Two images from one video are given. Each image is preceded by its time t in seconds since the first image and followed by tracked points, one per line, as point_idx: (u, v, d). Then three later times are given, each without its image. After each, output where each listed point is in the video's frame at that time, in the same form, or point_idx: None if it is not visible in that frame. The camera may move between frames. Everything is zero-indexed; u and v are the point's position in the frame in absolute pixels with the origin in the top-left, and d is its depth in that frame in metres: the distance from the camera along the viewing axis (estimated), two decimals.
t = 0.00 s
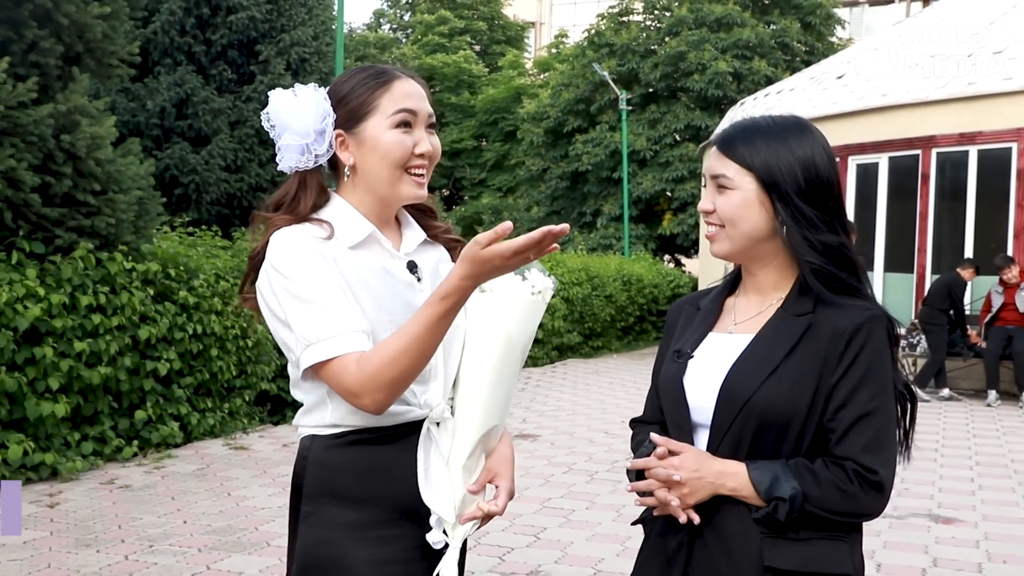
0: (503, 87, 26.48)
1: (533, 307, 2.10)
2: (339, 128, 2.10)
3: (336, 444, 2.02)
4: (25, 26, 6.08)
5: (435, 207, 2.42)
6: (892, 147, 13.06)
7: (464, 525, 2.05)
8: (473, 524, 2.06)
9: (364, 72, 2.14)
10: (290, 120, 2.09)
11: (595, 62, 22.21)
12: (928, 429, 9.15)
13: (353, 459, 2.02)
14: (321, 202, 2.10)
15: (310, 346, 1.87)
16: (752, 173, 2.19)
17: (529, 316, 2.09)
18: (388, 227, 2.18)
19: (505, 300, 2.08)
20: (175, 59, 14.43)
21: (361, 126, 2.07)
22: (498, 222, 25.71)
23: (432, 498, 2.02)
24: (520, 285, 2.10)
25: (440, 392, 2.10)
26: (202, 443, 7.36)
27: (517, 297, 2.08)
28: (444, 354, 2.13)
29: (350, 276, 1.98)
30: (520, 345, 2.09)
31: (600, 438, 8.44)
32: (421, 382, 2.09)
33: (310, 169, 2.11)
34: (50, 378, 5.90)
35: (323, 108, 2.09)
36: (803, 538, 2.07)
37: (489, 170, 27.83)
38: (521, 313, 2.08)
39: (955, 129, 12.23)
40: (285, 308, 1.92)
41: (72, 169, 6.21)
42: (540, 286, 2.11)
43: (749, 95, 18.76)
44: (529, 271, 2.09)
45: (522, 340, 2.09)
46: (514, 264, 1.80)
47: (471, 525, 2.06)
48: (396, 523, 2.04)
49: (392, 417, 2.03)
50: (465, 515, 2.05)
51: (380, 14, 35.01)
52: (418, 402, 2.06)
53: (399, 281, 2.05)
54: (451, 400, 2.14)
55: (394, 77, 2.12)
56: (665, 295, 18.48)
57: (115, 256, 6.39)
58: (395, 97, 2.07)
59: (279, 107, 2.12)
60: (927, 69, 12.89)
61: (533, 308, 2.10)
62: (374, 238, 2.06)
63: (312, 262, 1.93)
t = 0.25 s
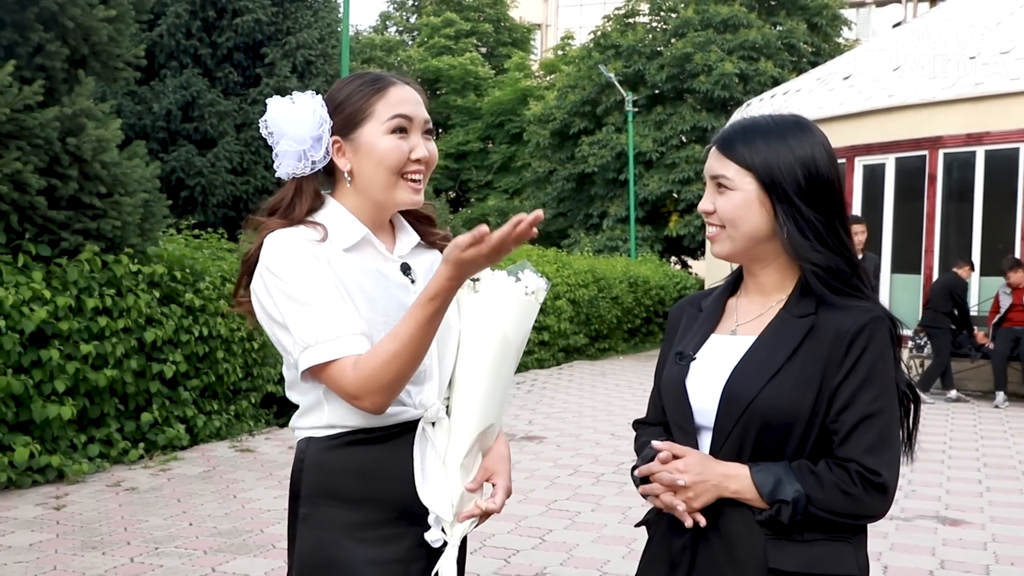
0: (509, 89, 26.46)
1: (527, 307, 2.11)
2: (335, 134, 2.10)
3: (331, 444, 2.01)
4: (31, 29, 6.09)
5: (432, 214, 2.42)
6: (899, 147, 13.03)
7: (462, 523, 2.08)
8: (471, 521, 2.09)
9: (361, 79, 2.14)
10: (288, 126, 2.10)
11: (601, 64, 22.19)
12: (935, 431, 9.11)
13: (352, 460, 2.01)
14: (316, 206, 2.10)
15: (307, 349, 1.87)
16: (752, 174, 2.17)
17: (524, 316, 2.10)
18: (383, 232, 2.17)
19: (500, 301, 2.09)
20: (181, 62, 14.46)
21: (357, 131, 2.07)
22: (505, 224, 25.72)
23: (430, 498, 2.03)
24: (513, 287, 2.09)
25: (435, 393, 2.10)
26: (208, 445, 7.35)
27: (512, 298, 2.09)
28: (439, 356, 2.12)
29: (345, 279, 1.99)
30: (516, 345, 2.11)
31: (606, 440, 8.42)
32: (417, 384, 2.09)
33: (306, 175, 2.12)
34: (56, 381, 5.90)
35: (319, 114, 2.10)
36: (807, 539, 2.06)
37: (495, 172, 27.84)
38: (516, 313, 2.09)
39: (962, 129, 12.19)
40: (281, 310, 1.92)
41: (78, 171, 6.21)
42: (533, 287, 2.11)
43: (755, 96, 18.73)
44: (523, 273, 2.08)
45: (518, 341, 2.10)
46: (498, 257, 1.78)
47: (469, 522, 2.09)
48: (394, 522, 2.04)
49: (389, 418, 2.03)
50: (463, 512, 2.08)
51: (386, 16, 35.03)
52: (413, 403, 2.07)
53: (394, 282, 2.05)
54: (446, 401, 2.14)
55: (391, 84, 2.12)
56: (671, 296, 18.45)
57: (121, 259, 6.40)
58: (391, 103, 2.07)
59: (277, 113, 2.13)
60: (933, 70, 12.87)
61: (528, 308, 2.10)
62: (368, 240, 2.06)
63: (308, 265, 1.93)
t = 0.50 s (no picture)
0: (515, 90, 26.45)
1: (525, 310, 2.12)
2: (329, 134, 2.14)
3: (328, 445, 2.04)
4: (37, 31, 6.11)
5: (426, 216, 2.44)
6: (905, 148, 13.00)
7: (457, 525, 2.08)
8: (467, 522, 2.10)
9: (358, 80, 2.17)
10: (283, 124, 2.14)
11: (607, 65, 22.16)
12: (942, 433, 9.07)
13: (348, 462, 2.03)
14: (310, 207, 2.15)
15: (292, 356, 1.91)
16: (753, 173, 2.16)
17: (522, 318, 2.12)
18: (377, 234, 2.20)
19: (495, 304, 2.12)
20: (187, 64, 14.49)
21: (351, 134, 2.11)
22: (511, 226, 25.71)
23: (423, 500, 2.04)
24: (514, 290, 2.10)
25: (428, 395, 2.13)
26: (214, 446, 7.36)
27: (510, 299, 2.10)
28: (430, 359, 2.15)
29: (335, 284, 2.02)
30: (513, 347, 2.13)
31: (612, 441, 8.40)
32: (411, 385, 2.11)
33: (300, 174, 2.15)
34: (62, 382, 5.90)
35: (315, 114, 2.13)
36: (813, 540, 2.04)
37: (501, 174, 27.83)
38: (513, 317, 2.11)
39: (969, 130, 12.15)
40: (268, 313, 1.97)
41: (84, 173, 6.22)
42: (535, 291, 2.11)
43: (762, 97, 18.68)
44: (523, 274, 2.08)
45: (514, 343, 2.12)
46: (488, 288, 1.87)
47: (464, 524, 2.09)
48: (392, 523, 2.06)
49: (383, 420, 2.05)
50: (457, 515, 2.08)
51: (392, 18, 35.07)
52: (407, 405, 2.09)
53: (387, 285, 2.09)
54: (442, 403, 2.16)
55: (388, 88, 2.15)
56: (678, 298, 18.42)
57: (127, 261, 6.41)
58: (388, 108, 2.10)
59: (272, 110, 2.17)
60: (941, 70, 12.88)
61: (525, 312, 2.11)
62: (362, 242, 2.10)
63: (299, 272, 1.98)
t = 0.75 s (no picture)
0: (519, 91, 26.44)
1: (523, 310, 2.18)
2: (326, 134, 2.16)
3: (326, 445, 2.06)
4: (39, 32, 6.11)
5: (431, 217, 2.45)
6: (909, 149, 12.96)
7: (452, 524, 2.12)
8: (461, 523, 2.13)
9: (353, 79, 2.19)
10: (285, 123, 2.17)
11: (611, 66, 22.14)
12: (946, 433, 9.04)
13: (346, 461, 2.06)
14: (311, 205, 2.18)
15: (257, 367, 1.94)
16: (752, 174, 2.15)
17: (520, 319, 2.17)
18: (378, 233, 2.21)
19: (494, 305, 2.17)
20: (190, 65, 14.50)
21: (346, 132, 2.13)
22: (515, 227, 25.71)
23: (420, 501, 2.07)
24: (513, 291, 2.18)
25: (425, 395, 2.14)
26: (217, 447, 7.36)
27: (508, 300, 2.16)
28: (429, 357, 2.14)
29: (332, 283, 2.03)
30: (510, 348, 2.18)
31: (615, 442, 8.38)
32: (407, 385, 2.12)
33: (301, 174, 2.19)
34: (66, 383, 5.90)
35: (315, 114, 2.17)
36: (817, 540, 2.03)
37: (505, 174, 27.83)
38: (511, 317, 2.17)
39: (973, 131, 12.11)
40: (245, 316, 2.00)
41: (86, 174, 6.21)
42: (532, 290, 2.19)
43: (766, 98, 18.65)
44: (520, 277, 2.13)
45: (512, 344, 2.17)
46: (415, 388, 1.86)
47: (459, 524, 2.13)
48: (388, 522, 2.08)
49: (378, 419, 2.07)
50: (453, 515, 2.12)
51: (396, 20, 35.09)
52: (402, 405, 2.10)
53: (384, 285, 2.11)
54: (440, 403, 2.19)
55: (382, 85, 2.16)
56: (682, 298, 18.40)
57: (129, 262, 6.41)
58: (381, 107, 2.12)
59: (273, 111, 2.21)
60: (944, 70, 12.91)
61: (524, 312, 2.17)
62: (363, 242, 2.12)
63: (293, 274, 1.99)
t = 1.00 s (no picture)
0: (521, 90, 26.43)
1: (536, 319, 2.19)
2: (323, 134, 2.21)
3: (323, 443, 2.06)
4: (41, 31, 6.11)
5: (445, 221, 2.42)
6: (912, 148, 12.93)
7: (445, 528, 2.13)
8: (454, 527, 2.14)
9: (348, 77, 2.22)
10: (287, 126, 2.25)
11: (613, 65, 22.12)
12: (948, 433, 9.03)
13: (340, 460, 2.06)
14: (315, 204, 2.24)
15: (238, 364, 1.98)
16: (752, 172, 2.14)
17: (530, 330, 2.19)
18: (383, 231, 2.22)
19: (502, 312, 2.18)
20: (192, 64, 14.51)
21: (339, 130, 2.17)
22: (517, 226, 25.71)
23: (413, 503, 2.08)
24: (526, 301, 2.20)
25: (422, 397, 2.13)
26: (219, 446, 7.36)
27: (517, 310, 2.17)
28: (425, 359, 2.14)
29: (324, 282, 2.05)
30: (519, 357, 2.18)
31: (617, 441, 8.38)
32: (403, 387, 2.12)
33: (305, 174, 2.26)
34: (68, 382, 5.91)
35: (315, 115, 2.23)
36: (819, 540, 2.03)
37: (507, 173, 27.82)
38: (522, 328, 2.17)
39: (976, 130, 12.09)
40: (232, 313, 2.05)
41: (88, 173, 6.21)
42: (545, 302, 2.21)
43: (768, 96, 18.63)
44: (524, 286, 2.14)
45: (521, 352, 2.18)
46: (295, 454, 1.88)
47: (452, 528, 2.14)
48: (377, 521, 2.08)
49: (369, 417, 2.07)
50: (448, 519, 2.13)
51: (398, 19, 35.09)
52: (395, 407, 2.10)
53: (383, 285, 2.11)
54: (439, 407, 2.18)
55: (374, 80, 2.18)
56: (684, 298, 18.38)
57: (131, 261, 6.42)
58: (371, 101, 2.15)
59: (276, 115, 2.29)
60: (946, 69, 12.94)
61: (535, 322, 2.19)
62: (363, 240, 2.13)
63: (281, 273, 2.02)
